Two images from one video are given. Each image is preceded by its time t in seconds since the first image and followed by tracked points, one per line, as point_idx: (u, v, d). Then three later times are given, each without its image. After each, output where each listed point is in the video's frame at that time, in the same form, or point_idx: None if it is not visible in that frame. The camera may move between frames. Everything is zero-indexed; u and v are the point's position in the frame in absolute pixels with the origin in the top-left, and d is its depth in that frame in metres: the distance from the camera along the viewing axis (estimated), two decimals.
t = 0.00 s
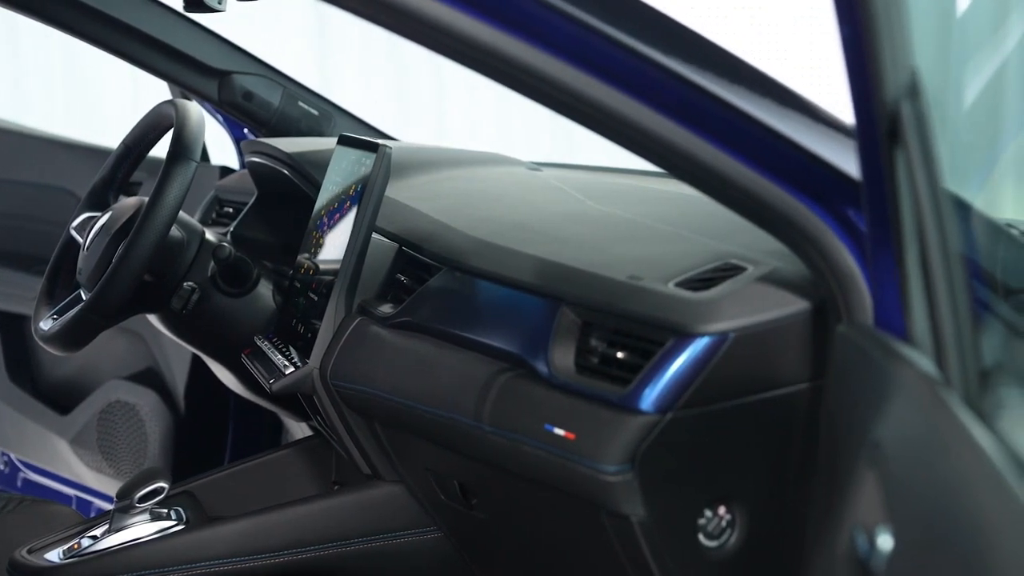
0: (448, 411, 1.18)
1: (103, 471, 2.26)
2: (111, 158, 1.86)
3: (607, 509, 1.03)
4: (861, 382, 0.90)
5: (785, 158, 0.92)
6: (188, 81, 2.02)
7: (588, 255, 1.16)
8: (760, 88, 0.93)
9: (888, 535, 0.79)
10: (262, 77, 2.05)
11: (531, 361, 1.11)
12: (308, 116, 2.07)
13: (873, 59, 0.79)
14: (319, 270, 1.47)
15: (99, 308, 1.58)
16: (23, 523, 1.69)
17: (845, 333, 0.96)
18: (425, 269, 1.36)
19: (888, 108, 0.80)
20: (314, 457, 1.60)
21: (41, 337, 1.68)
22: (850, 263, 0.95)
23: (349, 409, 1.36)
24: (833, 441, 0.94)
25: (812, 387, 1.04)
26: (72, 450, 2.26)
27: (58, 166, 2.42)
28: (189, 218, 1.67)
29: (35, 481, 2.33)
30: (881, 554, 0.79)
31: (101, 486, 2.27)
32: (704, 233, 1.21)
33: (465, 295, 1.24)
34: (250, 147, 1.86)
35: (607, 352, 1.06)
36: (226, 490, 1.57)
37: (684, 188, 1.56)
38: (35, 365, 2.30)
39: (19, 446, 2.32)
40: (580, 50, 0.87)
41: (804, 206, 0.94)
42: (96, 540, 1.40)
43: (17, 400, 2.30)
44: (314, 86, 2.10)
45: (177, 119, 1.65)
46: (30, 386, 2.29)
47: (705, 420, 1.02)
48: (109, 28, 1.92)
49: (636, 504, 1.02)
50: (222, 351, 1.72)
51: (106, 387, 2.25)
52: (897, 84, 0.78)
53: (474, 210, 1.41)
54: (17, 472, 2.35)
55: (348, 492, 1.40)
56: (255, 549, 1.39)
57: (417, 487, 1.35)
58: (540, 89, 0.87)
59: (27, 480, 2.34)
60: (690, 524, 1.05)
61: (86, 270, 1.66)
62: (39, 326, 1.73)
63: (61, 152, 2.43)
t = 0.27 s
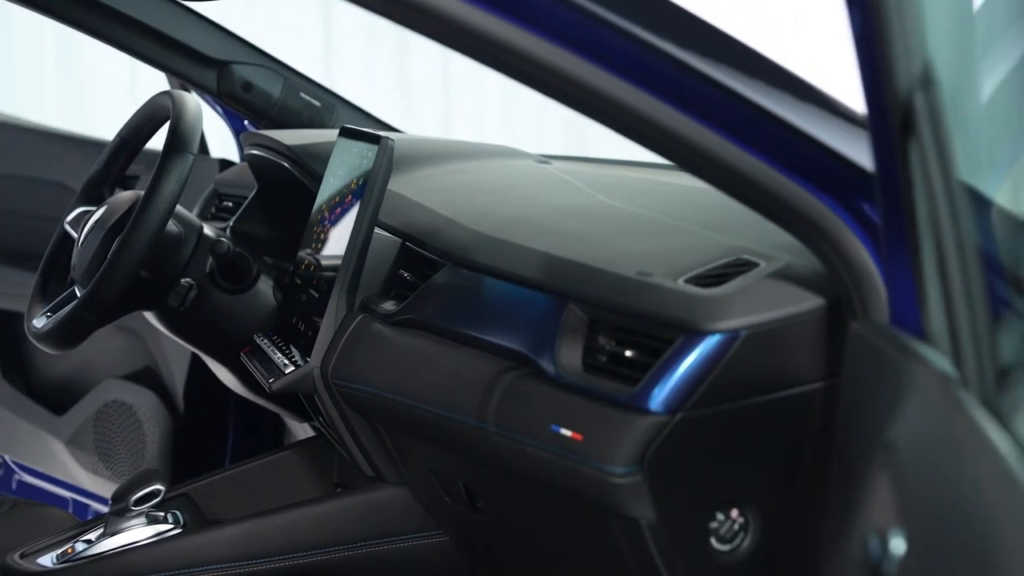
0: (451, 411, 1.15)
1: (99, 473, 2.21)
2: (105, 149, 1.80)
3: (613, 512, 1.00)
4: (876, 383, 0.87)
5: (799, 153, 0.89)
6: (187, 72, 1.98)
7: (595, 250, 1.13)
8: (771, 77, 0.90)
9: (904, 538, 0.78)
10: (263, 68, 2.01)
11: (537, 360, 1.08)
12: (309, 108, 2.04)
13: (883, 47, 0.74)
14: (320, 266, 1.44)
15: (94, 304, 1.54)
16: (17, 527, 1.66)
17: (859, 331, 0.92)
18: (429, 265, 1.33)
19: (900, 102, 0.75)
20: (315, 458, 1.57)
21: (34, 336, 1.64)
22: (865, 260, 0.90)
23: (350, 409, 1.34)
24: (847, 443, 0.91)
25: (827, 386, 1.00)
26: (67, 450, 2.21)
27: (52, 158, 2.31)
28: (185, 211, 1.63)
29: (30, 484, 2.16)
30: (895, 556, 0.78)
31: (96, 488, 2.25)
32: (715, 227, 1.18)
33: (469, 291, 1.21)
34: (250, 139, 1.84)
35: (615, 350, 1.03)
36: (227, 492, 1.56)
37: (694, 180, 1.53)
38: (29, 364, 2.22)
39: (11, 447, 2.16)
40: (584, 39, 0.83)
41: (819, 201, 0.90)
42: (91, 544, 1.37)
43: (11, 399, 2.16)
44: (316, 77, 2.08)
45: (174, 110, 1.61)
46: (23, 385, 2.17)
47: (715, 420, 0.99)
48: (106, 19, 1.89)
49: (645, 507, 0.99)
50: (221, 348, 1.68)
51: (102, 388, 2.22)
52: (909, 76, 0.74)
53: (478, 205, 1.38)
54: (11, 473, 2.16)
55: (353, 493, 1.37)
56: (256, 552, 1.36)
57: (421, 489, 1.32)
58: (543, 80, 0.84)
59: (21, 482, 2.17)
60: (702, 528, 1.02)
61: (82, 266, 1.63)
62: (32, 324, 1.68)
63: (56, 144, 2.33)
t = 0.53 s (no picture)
0: (474, 412, 1.15)
1: (111, 473, 2.25)
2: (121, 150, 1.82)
3: (639, 512, 1.00)
4: (905, 382, 0.86)
5: (827, 154, 0.88)
6: (200, 72, 1.98)
7: (617, 250, 1.13)
8: (795, 77, 0.89)
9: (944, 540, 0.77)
10: (276, 69, 2.01)
11: (560, 360, 1.08)
12: (322, 107, 2.03)
13: (920, 49, 0.74)
14: (336, 266, 1.45)
15: (110, 305, 1.54)
16: (29, 529, 1.66)
17: (886, 331, 0.93)
18: (449, 265, 1.33)
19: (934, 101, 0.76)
20: (331, 459, 1.57)
21: (49, 337, 1.64)
22: (891, 259, 0.91)
23: (369, 410, 1.33)
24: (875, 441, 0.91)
25: (852, 386, 1.00)
26: (79, 451, 2.26)
27: (69, 160, 2.39)
28: (202, 212, 1.63)
29: (36, 483, 2.39)
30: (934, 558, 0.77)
31: (109, 488, 2.27)
32: (737, 227, 1.18)
33: (490, 291, 1.21)
34: (265, 140, 1.84)
35: (639, 351, 1.03)
36: (243, 494, 1.56)
37: (712, 180, 1.52)
38: (42, 364, 2.33)
39: (23, 447, 2.34)
40: (615, 42, 0.82)
41: (845, 200, 0.90)
42: (110, 545, 1.37)
43: (22, 400, 2.30)
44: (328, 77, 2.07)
45: (189, 110, 1.61)
46: (35, 386, 2.31)
47: (740, 421, 0.99)
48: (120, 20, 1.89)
49: (671, 508, 0.99)
50: (236, 348, 1.68)
51: (114, 389, 2.24)
52: (944, 76, 0.75)
53: (497, 205, 1.38)
54: (22, 474, 2.41)
55: (371, 494, 1.37)
56: (275, 552, 1.36)
57: (441, 489, 1.32)
58: (569, 81, 0.83)
59: (32, 482, 2.41)
60: (727, 529, 1.02)
61: (97, 267, 1.63)
62: (47, 323, 1.69)
63: (70, 145, 2.40)
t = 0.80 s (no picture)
0: (494, 412, 1.14)
1: (121, 474, 2.24)
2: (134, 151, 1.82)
3: (662, 512, 1.00)
4: (934, 382, 0.86)
5: (855, 157, 0.88)
6: (213, 72, 1.98)
7: (637, 250, 1.13)
8: (822, 76, 0.89)
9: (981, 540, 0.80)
10: (288, 69, 2.01)
11: (582, 360, 1.08)
12: (333, 107, 2.03)
13: (955, 51, 0.77)
14: (351, 266, 1.44)
15: (125, 305, 1.54)
16: (40, 530, 1.65)
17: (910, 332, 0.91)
18: (467, 266, 1.33)
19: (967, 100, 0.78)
20: (345, 459, 1.57)
21: (64, 337, 1.64)
22: (914, 259, 0.90)
23: (386, 410, 1.33)
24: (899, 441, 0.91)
25: (875, 387, 1.00)
26: (88, 451, 2.25)
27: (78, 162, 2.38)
28: (216, 213, 1.63)
29: (45, 483, 2.40)
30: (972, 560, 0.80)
31: (119, 488, 2.26)
32: (757, 228, 1.18)
33: (509, 291, 1.21)
34: (277, 140, 1.84)
35: (661, 351, 1.03)
36: (258, 494, 1.56)
37: (726, 181, 1.53)
38: (50, 364, 2.33)
39: (32, 447, 2.34)
40: (639, 41, 0.82)
41: (867, 200, 0.89)
42: (127, 545, 1.37)
43: (31, 400, 2.31)
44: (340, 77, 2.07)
45: (204, 110, 1.61)
46: (43, 385, 2.32)
47: (763, 421, 0.99)
48: (134, 19, 1.89)
49: (694, 508, 0.99)
50: (250, 348, 1.68)
51: (123, 389, 2.22)
52: (978, 75, 0.77)
53: (513, 205, 1.38)
54: (30, 474, 2.42)
55: (388, 494, 1.37)
56: (291, 552, 1.36)
57: (459, 489, 1.32)
58: (595, 80, 0.83)
59: (40, 482, 2.42)
60: (749, 529, 1.02)
61: (111, 267, 1.62)
62: (61, 324, 1.68)
63: (80, 147, 2.39)
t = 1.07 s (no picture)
0: (517, 413, 1.15)
1: (132, 474, 2.23)
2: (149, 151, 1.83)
3: (688, 512, 1.00)
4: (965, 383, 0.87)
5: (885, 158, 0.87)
6: (226, 72, 1.98)
7: (659, 250, 1.14)
8: (835, 67, 0.88)
9: None
10: (302, 69, 2.01)
11: (606, 360, 1.08)
12: (346, 107, 2.03)
13: (995, 52, 0.78)
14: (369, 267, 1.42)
15: (144, 306, 1.54)
16: (55, 531, 1.64)
17: (938, 331, 0.91)
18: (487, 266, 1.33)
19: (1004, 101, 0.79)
20: (362, 458, 1.57)
21: (81, 337, 1.64)
22: (942, 260, 0.89)
23: (406, 410, 1.33)
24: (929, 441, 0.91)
25: (900, 387, 0.99)
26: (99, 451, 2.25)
27: (87, 162, 2.37)
28: (233, 213, 1.64)
29: (53, 483, 2.39)
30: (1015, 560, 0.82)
31: (130, 488, 2.26)
32: (778, 227, 1.18)
33: (530, 291, 1.21)
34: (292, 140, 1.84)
35: (686, 351, 1.03)
36: (275, 494, 1.56)
37: (742, 180, 1.53)
38: (61, 364, 2.33)
39: (42, 447, 2.34)
40: (662, 39, 0.82)
41: (893, 199, 0.88)
42: (147, 545, 1.37)
43: (43, 400, 2.31)
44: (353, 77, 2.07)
45: (221, 110, 1.61)
46: (53, 385, 2.32)
47: (788, 421, 0.99)
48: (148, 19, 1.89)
49: (720, 508, 0.99)
50: (265, 348, 1.68)
51: (135, 389, 2.21)
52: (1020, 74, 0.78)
53: (532, 204, 1.38)
54: (39, 474, 2.42)
55: (407, 494, 1.37)
56: (311, 553, 1.36)
57: (478, 489, 1.32)
58: (622, 78, 0.83)
59: (49, 483, 2.41)
60: (774, 529, 1.03)
61: (128, 267, 1.63)
62: (77, 324, 1.69)
63: (88, 146, 2.37)
